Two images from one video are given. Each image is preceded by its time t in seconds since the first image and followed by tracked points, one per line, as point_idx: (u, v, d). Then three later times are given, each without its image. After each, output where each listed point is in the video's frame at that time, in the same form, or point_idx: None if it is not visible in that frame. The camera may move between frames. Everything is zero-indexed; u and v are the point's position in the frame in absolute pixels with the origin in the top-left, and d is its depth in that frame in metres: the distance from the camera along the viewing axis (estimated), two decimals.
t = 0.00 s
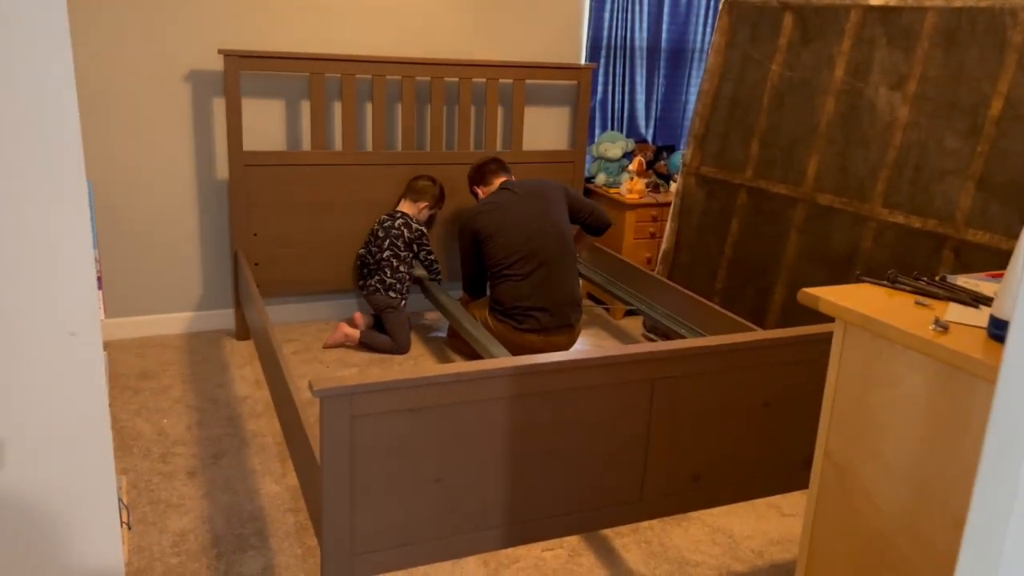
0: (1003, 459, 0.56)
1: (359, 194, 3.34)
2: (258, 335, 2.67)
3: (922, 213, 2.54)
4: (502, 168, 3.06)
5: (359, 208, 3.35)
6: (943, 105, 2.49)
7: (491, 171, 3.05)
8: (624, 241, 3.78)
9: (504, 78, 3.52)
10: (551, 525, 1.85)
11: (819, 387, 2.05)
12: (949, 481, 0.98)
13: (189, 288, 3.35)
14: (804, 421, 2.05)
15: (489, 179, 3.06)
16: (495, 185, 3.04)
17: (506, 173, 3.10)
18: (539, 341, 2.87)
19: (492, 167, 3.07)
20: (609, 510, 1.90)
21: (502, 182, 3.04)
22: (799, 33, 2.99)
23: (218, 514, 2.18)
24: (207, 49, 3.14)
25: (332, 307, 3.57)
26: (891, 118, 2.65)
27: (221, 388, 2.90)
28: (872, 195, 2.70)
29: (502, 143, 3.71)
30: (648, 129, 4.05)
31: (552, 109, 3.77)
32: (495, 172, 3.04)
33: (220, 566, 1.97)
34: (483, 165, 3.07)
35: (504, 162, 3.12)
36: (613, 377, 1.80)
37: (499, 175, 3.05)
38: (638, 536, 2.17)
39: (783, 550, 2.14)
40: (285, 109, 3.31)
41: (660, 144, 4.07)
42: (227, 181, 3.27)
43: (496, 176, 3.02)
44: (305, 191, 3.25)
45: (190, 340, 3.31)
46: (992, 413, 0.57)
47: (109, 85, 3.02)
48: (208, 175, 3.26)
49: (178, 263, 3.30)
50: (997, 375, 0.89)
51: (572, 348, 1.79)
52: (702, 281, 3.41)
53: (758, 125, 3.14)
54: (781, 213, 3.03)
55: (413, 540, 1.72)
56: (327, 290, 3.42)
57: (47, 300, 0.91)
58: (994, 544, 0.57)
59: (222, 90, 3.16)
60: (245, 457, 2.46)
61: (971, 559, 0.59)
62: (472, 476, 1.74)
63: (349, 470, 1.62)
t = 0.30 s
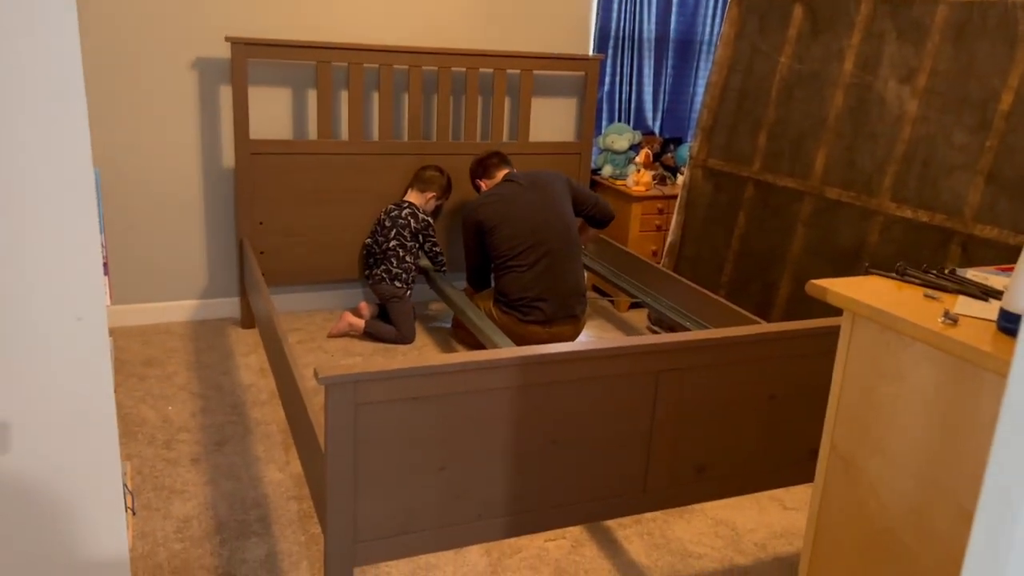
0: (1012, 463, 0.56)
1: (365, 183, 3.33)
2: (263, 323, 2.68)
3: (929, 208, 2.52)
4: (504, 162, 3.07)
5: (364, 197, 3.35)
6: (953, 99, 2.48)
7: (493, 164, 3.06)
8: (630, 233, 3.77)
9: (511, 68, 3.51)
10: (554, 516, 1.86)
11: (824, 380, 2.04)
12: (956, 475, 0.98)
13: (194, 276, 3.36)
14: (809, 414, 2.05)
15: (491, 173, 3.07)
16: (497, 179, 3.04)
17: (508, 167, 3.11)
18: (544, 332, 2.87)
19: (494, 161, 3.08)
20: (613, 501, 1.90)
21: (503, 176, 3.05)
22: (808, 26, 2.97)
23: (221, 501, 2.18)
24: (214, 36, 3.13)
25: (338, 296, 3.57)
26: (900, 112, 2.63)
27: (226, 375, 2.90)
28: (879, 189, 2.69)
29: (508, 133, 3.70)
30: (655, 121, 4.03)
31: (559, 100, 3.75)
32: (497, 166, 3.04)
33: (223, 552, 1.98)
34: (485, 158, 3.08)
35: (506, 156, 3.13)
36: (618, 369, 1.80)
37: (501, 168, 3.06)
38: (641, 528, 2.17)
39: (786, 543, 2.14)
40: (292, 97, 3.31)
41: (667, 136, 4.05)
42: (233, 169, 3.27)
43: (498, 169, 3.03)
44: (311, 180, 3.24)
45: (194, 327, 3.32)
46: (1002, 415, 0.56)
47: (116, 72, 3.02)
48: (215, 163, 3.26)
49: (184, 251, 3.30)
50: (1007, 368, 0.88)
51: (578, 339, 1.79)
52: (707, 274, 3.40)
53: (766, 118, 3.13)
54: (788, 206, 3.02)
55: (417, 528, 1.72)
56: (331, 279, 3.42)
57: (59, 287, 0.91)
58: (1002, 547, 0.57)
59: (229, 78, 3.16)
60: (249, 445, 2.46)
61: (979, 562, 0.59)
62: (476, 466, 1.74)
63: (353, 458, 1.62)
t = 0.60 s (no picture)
0: (1013, 461, 0.56)
1: (367, 174, 3.33)
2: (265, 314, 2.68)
3: (932, 202, 2.52)
4: (505, 154, 3.06)
5: (366, 188, 3.34)
6: (957, 93, 2.47)
7: (494, 156, 3.05)
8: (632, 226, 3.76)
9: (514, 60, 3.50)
10: (555, 506, 1.86)
11: (826, 373, 2.04)
12: (957, 466, 0.98)
13: (196, 265, 3.36)
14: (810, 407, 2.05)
15: (492, 164, 3.06)
16: (498, 171, 3.03)
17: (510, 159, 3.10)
18: (545, 324, 2.87)
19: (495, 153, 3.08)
20: (613, 492, 1.91)
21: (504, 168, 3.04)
22: (813, 18, 2.95)
23: (222, 490, 2.19)
24: (216, 26, 3.12)
25: (339, 287, 3.57)
26: (904, 105, 2.62)
27: (227, 365, 2.91)
28: (882, 183, 2.68)
29: (511, 125, 3.70)
30: (659, 113, 4.02)
31: (562, 92, 3.74)
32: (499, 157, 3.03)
33: (224, 540, 1.98)
34: (487, 150, 3.07)
35: (508, 148, 3.12)
36: (619, 360, 1.80)
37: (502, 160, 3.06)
38: (640, 520, 2.17)
39: (785, 535, 2.15)
40: (294, 87, 3.30)
41: (670, 129, 4.04)
42: (235, 159, 3.26)
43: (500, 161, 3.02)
44: (313, 171, 3.24)
45: (195, 317, 3.32)
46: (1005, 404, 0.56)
47: (118, 60, 3.01)
48: (217, 153, 3.26)
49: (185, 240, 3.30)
50: (1010, 361, 0.88)
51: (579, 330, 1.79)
52: (710, 267, 3.39)
53: (769, 111, 3.12)
54: (790, 200, 3.01)
55: (417, 518, 1.72)
56: (333, 270, 3.41)
57: (57, 275, 0.91)
58: (1001, 546, 0.57)
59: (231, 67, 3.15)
60: (249, 434, 2.47)
61: (978, 560, 0.59)
62: (477, 456, 1.74)
63: (354, 448, 1.62)
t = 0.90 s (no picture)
0: (1013, 463, 0.56)
1: (369, 167, 3.33)
2: (267, 305, 2.68)
3: (933, 196, 2.52)
4: (504, 149, 3.06)
5: (367, 181, 3.34)
6: (959, 87, 2.46)
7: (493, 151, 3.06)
8: (633, 220, 3.77)
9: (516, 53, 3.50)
10: (554, 499, 1.87)
11: (826, 367, 2.04)
12: (959, 457, 0.98)
13: (199, 256, 3.36)
14: (810, 400, 2.05)
15: (492, 158, 3.06)
16: (497, 165, 3.04)
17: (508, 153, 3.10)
18: (546, 317, 2.88)
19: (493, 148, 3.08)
20: (613, 485, 1.91)
21: (502, 161, 3.04)
22: (815, 12, 2.95)
23: (224, 481, 2.19)
24: (217, 18, 3.12)
25: (341, 280, 3.57)
26: (906, 99, 2.62)
27: (228, 357, 2.91)
28: (884, 177, 2.68)
29: (512, 119, 3.69)
30: (660, 107, 4.02)
31: (563, 85, 3.74)
32: (496, 152, 3.04)
33: (227, 531, 1.99)
34: (484, 145, 3.07)
35: (505, 143, 3.13)
36: (620, 352, 1.80)
37: (501, 155, 3.06)
38: (641, 512, 2.18)
39: (785, 528, 2.15)
40: (295, 80, 3.30)
41: (671, 123, 4.04)
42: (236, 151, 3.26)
43: (496, 156, 3.03)
44: (314, 163, 3.24)
45: (197, 309, 3.33)
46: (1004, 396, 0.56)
47: (119, 52, 3.01)
48: (218, 145, 3.26)
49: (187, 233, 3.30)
50: (1010, 352, 0.88)
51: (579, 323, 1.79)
52: (711, 261, 3.39)
53: (771, 105, 3.11)
54: (792, 193, 3.01)
55: (418, 510, 1.73)
56: (334, 263, 3.42)
57: (57, 274, 0.95)
58: (997, 545, 0.57)
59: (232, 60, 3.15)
60: (251, 427, 2.47)
61: (977, 559, 0.59)
62: (478, 448, 1.74)
63: (356, 441, 1.62)
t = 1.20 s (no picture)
0: (1015, 462, 0.56)
1: (369, 164, 3.33)
2: (268, 303, 2.68)
3: (934, 191, 2.52)
4: (503, 146, 3.06)
5: (367, 179, 3.34)
6: (959, 82, 2.46)
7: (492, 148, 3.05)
8: (633, 217, 3.77)
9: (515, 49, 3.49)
10: (555, 495, 1.87)
11: (827, 363, 2.04)
12: (961, 453, 0.98)
13: (199, 254, 3.36)
14: (811, 396, 2.05)
15: (492, 155, 3.06)
16: (496, 163, 3.03)
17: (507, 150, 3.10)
18: (546, 313, 2.88)
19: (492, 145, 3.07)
20: (614, 481, 1.91)
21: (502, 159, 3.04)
22: (815, 7, 2.94)
23: (226, 479, 2.19)
24: (216, 16, 3.11)
25: (341, 277, 3.57)
26: (906, 95, 2.62)
27: (229, 355, 2.91)
28: (884, 172, 2.68)
29: (512, 115, 3.69)
30: (660, 103, 4.01)
31: (563, 82, 3.74)
32: (496, 149, 3.03)
33: (229, 529, 1.99)
34: (483, 142, 3.07)
35: (504, 140, 3.12)
36: (621, 349, 1.80)
37: (500, 152, 3.05)
38: (642, 509, 2.18)
39: (786, 524, 2.16)
40: (295, 77, 3.29)
41: (671, 119, 4.04)
42: (236, 149, 3.26)
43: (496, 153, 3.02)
44: (314, 161, 3.24)
45: (198, 307, 3.33)
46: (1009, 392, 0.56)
47: (118, 50, 3.01)
48: (218, 143, 3.25)
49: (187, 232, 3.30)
50: (1012, 348, 0.88)
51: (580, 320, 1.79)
52: (711, 257, 3.39)
53: (771, 101, 3.11)
54: (793, 189, 3.01)
55: (419, 507, 1.73)
56: (334, 261, 3.42)
57: (58, 273, 0.95)
58: (1000, 545, 0.57)
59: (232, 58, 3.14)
60: (252, 425, 2.47)
61: (981, 557, 0.59)
62: (479, 445, 1.75)
63: (357, 440, 1.62)
